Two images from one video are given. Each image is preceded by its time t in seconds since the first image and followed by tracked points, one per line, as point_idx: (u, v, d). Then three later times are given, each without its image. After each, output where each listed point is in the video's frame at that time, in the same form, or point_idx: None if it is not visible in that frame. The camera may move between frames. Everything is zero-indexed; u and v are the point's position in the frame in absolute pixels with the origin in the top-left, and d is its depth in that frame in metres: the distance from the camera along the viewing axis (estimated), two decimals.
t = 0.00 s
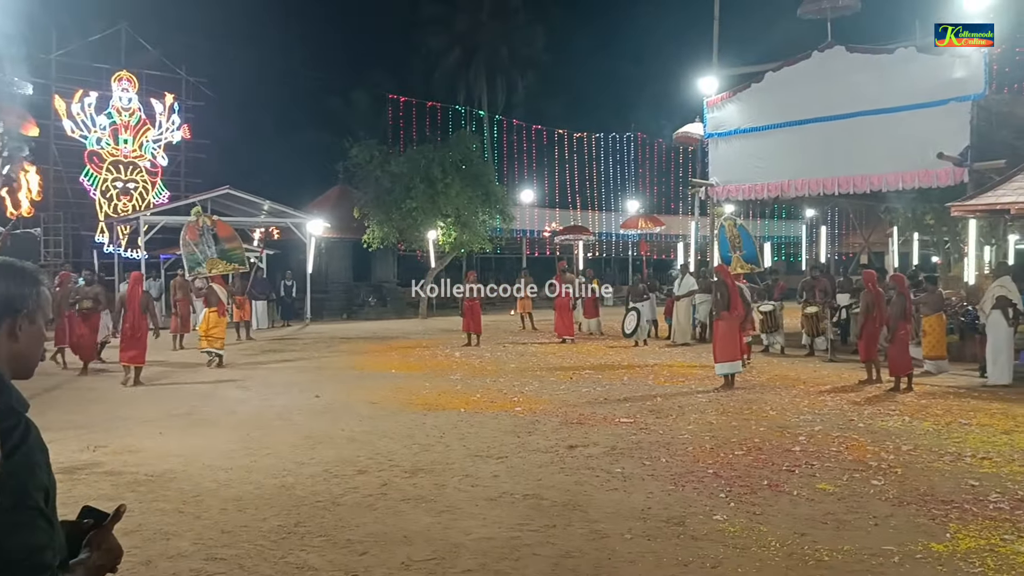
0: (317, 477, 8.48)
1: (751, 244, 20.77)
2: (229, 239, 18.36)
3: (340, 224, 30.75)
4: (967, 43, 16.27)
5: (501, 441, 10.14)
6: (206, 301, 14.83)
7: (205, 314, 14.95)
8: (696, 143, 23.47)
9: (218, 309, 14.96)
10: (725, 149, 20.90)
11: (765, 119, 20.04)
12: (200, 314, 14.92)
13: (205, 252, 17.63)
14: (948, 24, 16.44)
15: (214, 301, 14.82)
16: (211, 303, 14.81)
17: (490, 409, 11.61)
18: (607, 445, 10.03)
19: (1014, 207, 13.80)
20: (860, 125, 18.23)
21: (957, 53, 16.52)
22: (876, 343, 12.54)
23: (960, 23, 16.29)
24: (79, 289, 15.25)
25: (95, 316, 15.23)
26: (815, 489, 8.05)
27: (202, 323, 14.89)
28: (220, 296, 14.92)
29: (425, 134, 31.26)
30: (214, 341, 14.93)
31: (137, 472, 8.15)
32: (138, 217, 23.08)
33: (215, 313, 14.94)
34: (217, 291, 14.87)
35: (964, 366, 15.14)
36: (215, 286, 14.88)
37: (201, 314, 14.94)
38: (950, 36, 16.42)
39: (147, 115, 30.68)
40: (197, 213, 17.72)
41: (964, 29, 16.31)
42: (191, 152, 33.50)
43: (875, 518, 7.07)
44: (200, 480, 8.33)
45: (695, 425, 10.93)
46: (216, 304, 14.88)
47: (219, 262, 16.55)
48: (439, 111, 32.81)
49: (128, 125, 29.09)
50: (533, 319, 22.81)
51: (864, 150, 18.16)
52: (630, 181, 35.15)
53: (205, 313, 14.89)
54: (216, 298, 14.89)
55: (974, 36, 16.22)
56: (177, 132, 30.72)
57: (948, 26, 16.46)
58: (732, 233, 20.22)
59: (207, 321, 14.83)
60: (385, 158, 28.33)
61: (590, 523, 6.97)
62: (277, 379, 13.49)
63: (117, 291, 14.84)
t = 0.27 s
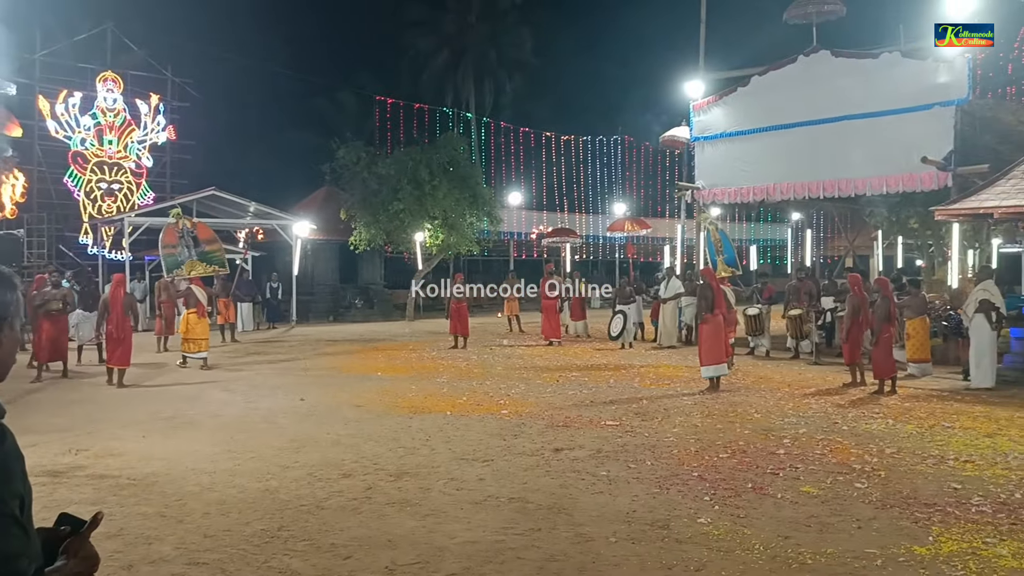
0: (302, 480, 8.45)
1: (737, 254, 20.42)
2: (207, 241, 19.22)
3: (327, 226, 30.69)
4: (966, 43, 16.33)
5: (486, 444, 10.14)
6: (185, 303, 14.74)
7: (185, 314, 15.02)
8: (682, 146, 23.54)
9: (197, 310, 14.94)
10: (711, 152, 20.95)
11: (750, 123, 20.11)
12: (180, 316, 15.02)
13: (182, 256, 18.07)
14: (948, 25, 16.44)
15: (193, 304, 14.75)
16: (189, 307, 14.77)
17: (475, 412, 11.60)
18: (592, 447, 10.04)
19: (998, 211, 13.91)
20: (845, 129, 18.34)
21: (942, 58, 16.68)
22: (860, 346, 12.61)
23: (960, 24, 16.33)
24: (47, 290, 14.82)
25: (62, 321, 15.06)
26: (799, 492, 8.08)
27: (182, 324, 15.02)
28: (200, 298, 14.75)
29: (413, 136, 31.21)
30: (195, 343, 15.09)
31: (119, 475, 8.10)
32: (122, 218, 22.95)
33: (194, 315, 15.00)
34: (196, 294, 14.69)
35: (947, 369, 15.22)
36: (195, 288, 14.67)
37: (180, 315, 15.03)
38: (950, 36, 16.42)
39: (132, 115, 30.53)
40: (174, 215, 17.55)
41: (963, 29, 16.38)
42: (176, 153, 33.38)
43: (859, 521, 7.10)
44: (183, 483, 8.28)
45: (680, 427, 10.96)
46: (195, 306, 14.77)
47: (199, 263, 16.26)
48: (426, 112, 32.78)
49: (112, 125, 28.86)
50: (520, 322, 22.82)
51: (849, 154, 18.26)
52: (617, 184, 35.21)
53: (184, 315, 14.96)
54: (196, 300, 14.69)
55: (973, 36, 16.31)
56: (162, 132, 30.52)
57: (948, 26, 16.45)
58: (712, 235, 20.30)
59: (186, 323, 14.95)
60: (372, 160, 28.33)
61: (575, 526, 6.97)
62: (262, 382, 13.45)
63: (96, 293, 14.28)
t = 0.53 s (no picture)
0: (285, 486, 8.42)
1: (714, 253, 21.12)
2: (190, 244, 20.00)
3: (313, 228, 30.59)
4: (966, 42, 16.33)
5: (471, 449, 10.13)
6: (160, 305, 14.93)
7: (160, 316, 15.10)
8: (668, 150, 23.62)
9: (172, 312, 15.04)
10: (697, 156, 21.02)
11: (737, 127, 20.18)
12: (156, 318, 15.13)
13: (159, 257, 18.04)
14: (947, 24, 16.39)
15: (168, 305, 14.89)
16: (164, 307, 14.92)
17: (461, 416, 11.59)
18: (577, 452, 10.05)
19: (982, 216, 14.01)
20: (831, 134, 18.43)
21: (926, 63, 16.80)
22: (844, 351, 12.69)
23: (960, 23, 16.30)
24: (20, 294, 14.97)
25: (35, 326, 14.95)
26: (783, 497, 8.11)
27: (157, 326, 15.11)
28: (173, 299, 14.94)
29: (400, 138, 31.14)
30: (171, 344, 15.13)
31: (102, 480, 8.04)
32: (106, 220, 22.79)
33: (170, 316, 15.08)
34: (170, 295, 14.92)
35: (930, 373, 15.31)
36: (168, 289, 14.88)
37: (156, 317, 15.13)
38: (950, 36, 16.39)
39: (117, 117, 30.38)
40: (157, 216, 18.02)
41: (963, 29, 16.39)
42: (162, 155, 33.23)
43: (842, 525, 7.14)
44: (166, 488, 8.24)
45: (665, 432, 10.98)
46: (170, 307, 14.93)
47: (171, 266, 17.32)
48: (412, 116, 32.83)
49: (96, 126, 28.78)
50: (507, 325, 22.79)
51: (835, 159, 18.36)
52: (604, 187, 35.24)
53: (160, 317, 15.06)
54: (170, 301, 14.92)
55: (972, 35, 16.37)
56: (147, 134, 30.35)
57: (947, 26, 16.40)
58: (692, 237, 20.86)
59: (162, 325, 15.02)
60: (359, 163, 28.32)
61: (560, 531, 6.97)
62: (247, 386, 13.40)
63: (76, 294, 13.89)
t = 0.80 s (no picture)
0: (267, 490, 8.36)
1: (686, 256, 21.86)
2: (164, 246, 20.50)
3: (296, 231, 30.38)
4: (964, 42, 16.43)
5: (455, 453, 10.10)
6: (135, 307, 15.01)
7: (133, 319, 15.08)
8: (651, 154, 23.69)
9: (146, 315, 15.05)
10: (680, 160, 21.09)
11: (719, 132, 20.28)
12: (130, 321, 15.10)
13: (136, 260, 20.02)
14: (949, 24, 16.47)
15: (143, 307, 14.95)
16: (139, 310, 14.96)
17: (445, 420, 11.56)
18: (561, 455, 10.04)
19: (962, 220, 14.14)
20: (812, 139, 18.56)
21: (906, 68, 16.94)
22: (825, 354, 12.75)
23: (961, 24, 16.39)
24: None
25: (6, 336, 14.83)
26: (765, 499, 8.14)
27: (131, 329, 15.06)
28: (148, 302, 15.04)
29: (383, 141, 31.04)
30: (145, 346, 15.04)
31: (81, 485, 7.96)
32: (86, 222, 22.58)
33: (145, 319, 15.06)
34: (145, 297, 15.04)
35: (910, 376, 15.41)
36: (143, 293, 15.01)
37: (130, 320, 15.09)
38: (950, 36, 16.47)
39: (96, 118, 30.13)
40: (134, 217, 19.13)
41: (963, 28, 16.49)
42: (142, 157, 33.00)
43: (823, 527, 7.18)
44: (146, 493, 8.17)
45: (649, 435, 11.00)
46: (145, 310, 15.01)
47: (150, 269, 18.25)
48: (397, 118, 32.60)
49: (77, 129, 28.44)
50: (492, 329, 22.74)
51: (816, 163, 18.49)
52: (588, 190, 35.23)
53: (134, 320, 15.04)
54: (145, 304, 15.05)
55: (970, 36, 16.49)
56: (127, 136, 30.11)
57: (949, 26, 16.49)
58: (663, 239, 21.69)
59: (135, 327, 14.96)
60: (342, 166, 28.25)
61: (543, 535, 6.97)
62: (229, 390, 13.30)
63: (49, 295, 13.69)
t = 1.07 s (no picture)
0: (256, 492, 8.34)
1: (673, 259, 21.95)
2: (149, 248, 20.59)
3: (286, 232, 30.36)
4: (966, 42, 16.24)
5: (445, 454, 10.10)
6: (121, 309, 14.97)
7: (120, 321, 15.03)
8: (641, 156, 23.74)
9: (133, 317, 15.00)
10: (671, 162, 21.12)
11: (710, 133, 20.33)
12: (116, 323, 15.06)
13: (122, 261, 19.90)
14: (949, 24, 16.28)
15: (129, 309, 14.92)
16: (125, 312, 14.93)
17: (436, 421, 11.56)
18: (552, 457, 10.05)
19: (950, 221, 14.22)
20: (802, 140, 18.64)
21: (895, 71, 17.01)
22: (813, 354, 12.81)
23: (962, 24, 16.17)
24: None
25: None
26: (755, 500, 8.17)
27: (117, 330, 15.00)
28: (134, 304, 15.01)
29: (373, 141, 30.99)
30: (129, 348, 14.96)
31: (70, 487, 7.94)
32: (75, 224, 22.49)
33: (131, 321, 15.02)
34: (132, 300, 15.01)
35: (899, 377, 15.48)
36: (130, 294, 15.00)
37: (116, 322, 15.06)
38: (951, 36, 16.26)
39: (85, 119, 30.02)
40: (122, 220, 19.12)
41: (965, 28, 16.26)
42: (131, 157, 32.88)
43: (813, 528, 7.21)
44: (136, 495, 8.14)
45: (639, 435, 11.02)
46: (131, 312, 14.97)
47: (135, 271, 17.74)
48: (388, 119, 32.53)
49: (66, 129, 28.28)
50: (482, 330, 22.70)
51: (806, 165, 18.56)
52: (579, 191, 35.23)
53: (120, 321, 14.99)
54: (131, 306, 15.00)
55: (972, 36, 16.24)
56: (116, 137, 30.01)
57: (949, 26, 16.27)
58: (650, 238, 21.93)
59: (121, 328, 14.91)
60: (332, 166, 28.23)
61: (532, 536, 6.97)
62: (219, 391, 13.26)
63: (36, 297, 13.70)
